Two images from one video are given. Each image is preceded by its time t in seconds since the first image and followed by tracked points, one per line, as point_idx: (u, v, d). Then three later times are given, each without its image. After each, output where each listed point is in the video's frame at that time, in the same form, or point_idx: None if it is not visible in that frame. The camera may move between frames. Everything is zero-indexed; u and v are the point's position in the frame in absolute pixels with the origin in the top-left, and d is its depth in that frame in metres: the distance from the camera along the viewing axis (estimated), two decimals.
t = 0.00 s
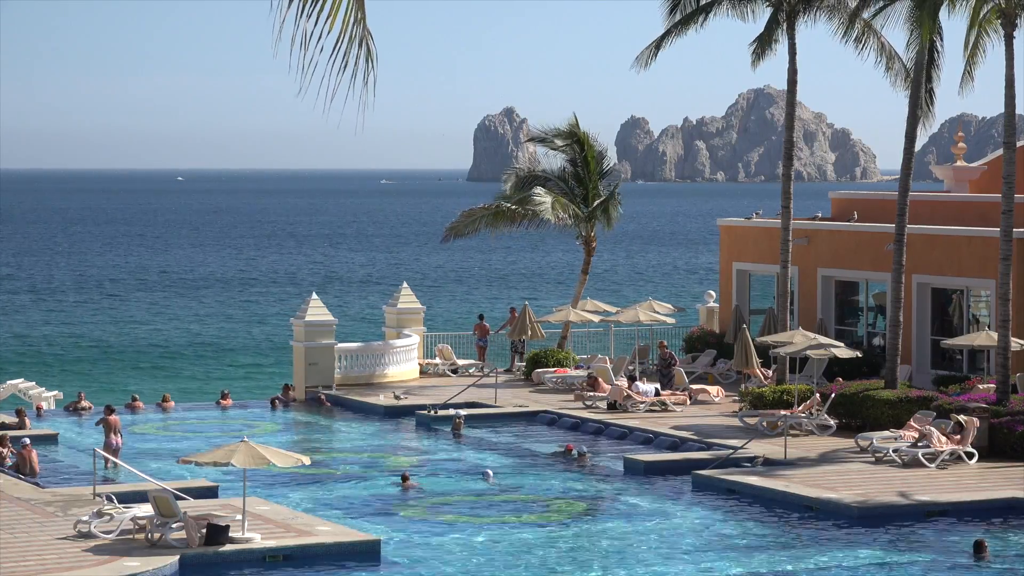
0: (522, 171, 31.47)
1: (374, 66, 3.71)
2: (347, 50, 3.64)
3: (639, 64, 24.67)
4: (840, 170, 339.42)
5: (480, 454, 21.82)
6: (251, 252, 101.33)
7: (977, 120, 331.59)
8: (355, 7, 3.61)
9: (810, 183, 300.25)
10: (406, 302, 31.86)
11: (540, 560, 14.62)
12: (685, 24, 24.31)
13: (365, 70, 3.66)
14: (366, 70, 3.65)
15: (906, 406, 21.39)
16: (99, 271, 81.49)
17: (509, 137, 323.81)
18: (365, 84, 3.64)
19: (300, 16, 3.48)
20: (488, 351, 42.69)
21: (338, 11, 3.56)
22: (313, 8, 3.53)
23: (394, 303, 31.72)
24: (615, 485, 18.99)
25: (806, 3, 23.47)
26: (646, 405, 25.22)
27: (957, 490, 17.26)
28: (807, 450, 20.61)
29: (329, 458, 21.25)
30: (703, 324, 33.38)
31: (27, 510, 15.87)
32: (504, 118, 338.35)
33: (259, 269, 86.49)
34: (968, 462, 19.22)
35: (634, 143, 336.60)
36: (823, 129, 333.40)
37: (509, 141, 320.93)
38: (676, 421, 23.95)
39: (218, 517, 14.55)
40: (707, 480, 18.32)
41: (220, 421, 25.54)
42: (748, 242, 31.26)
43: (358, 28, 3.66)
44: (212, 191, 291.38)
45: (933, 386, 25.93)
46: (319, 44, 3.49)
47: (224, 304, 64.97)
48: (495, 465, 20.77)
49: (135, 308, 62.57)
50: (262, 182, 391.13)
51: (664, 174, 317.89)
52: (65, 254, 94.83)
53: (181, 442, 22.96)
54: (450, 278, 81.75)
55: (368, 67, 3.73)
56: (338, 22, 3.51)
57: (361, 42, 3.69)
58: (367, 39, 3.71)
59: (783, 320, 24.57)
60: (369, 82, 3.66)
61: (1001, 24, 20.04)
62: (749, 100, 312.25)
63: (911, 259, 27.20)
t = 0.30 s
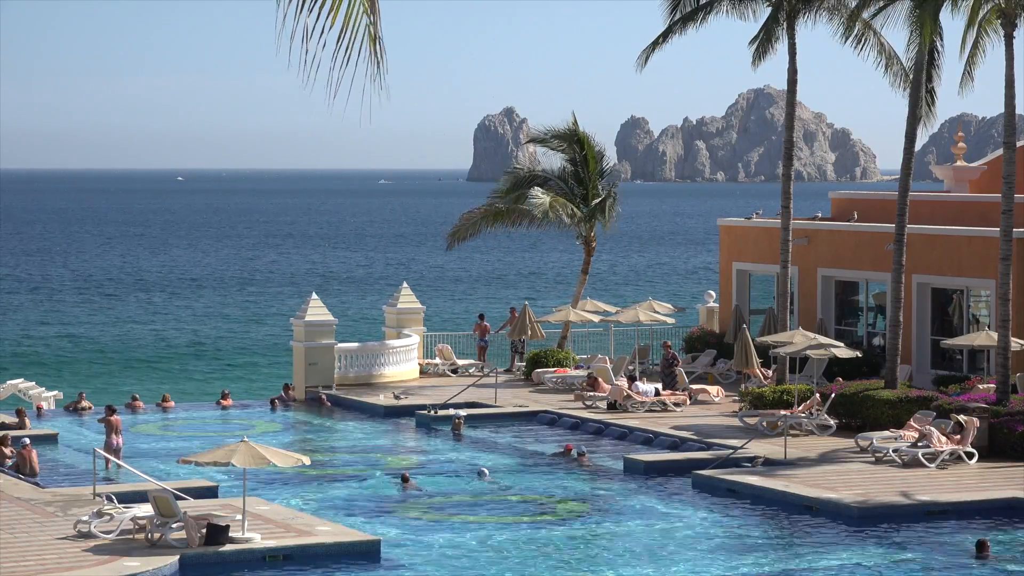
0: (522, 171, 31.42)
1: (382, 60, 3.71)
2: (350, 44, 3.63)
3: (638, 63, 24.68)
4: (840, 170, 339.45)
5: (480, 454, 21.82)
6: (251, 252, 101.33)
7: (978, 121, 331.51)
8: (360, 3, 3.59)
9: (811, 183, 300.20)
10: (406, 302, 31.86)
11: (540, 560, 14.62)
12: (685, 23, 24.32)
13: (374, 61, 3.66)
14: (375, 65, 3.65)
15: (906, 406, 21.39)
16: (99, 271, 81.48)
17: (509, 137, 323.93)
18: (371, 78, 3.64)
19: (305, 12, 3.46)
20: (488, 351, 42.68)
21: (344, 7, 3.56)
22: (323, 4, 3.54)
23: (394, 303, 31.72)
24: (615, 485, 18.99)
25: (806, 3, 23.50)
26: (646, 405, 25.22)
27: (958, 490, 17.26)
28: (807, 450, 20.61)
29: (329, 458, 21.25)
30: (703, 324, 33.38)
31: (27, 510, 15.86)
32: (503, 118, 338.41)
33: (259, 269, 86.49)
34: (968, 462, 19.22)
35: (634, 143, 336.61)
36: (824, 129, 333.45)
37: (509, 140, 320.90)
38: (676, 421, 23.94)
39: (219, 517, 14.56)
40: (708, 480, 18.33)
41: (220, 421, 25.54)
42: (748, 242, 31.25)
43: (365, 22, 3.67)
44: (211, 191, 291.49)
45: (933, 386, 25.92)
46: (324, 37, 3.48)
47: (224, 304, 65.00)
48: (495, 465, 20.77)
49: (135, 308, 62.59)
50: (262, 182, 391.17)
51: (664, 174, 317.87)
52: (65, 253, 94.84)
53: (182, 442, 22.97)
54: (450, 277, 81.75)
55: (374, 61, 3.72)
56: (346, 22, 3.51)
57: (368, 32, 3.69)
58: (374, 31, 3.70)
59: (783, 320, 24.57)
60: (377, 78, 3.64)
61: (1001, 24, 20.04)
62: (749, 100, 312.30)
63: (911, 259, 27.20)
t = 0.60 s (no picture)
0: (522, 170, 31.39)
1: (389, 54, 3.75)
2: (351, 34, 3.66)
3: (636, 59, 24.67)
4: (840, 170, 339.43)
5: (480, 454, 21.82)
6: (251, 253, 101.35)
7: (977, 121, 331.43)
8: None
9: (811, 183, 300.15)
10: (406, 302, 31.86)
11: (541, 560, 14.61)
12: (685, 21, 24.32)
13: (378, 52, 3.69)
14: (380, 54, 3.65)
15: (906, 406, 21.38)
16: (100, 271, 81.47)
17: (508, 137, 324.08)
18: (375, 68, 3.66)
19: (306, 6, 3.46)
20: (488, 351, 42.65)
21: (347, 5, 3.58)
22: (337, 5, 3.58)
23: (394, 303, 31.72)
24: (615, 485, 18.99)
25: (806, 2, 23.50)
26: (646, 405, 25.21)
27: (958, 489, 17.26)
28: (807, 450, 20.61)
29: (329, 458, 21.25)
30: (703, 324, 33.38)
31: (27, 510, 15.86)
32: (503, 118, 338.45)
33: (260, 269, 86.49)
34: (968, 462, 19.20)
35: (635, 143, 336.56)
36: (824, 129, 333.43)
37: (509, 140, 320.90)
38: (676, 421, 23.94)
39: (219, 517, 14.55)
40: (707, 480, 18.34)
41: (220, 421, 25.54)
42: (748, 242, 31.26)
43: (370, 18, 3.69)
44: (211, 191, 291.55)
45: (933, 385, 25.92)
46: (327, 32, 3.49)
47: (224, 304, 65.03)
48: (495, 464, 20.77)
49: (135, 308, 62.62)
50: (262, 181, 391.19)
51: (664, 174, 317.87)
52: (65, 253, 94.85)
53: (182, 442, 22.96)
54: (450, 277, 81.75)
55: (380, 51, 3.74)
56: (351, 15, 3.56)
57: (372, 24, 3.72)
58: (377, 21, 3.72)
59: (783, 320, 24.57)
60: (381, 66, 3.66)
61: (1001, 24, 20.03)
62: (749, 100, 312.24)
63: (911, 259, 27.20)
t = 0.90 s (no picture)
0: (522, 170, 31.35)
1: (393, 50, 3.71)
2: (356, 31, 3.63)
3: (637, 59, 24.66)
4: (841, 170, 339.40)
5: (480, 454, 21.81)
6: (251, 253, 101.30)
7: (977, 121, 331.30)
8: None
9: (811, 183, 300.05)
10: (406, 302, 31.85)
11: (540, 560, 14.62)
12: (685, 21, 24.32)
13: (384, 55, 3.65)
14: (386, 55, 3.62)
15: (906, 406, 21.37)
16: (99, 271, 81.42)
17: (508, 137, 324.15)
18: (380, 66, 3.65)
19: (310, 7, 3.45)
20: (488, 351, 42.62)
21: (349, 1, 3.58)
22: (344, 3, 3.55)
23: (394, 303, 31.71)
24: (615, 485, 18.98)
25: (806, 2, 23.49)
26: (646, 405, 25.20)
27: (958, 489, 17.25)
28: (807, 450, 20.60)
29: (329, 458, 21.25)
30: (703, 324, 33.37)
31: (27, 510, 15.86)
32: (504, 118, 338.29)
33: (259, 269, 86.47)
34: (967, 462, 19.20)
35: (635, 143, 336.50)
36: (823, 129, 333.43)
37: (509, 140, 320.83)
38: (676, 421, 23.93)
39: (219, 517, 14.55)
40: (708, 480, 18.34)
41: (220, 421, 25.54)
42: (748, 242, 31.26)
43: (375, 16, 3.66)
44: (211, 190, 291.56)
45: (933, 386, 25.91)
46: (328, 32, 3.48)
47: (224, 304, 65.03)
48: (494, 465, 20.76)
49: (135, 308, 62.63)
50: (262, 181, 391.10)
51: (664, 174, 317.75)
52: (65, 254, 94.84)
53: (182, 442, 22.96)
54: (450, 277, 81.72)
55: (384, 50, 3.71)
56: (356, 16, 3.53)
57: (375, 21, 3.68)
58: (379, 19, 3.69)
59: (783, 320, 24.57)
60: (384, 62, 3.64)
61: (1001, 25, 20.02)
62: (749, 100, 312.16)
63: (911, 259, 27.20)
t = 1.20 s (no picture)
0: (523, 169, 31.35)
1: (396, 51, 3.73)
2: (361, 34, 3.66)
3: (637, 60, 24.67)
4: (840, 170, 339.43)
5: (480, 454, 21.81)
6: (251, 253, 101.33)
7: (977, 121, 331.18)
8: None
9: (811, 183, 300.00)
10: (406, 302, 31.84)
11: (540, 560, 14.62)
12: (685, 22, 24.30)
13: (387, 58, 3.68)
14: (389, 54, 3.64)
15: (905, 406, 21.37)
16: (99, 271, 81.41)
17: (508, 138, 324.28)
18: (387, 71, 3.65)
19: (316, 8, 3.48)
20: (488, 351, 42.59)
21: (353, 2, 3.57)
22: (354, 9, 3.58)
23: (394, 303, 31.71)
24: (615, 485, 18.99)
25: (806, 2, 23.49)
26: (646, 405, 25.20)
27: (958, 489, 17.25)
28: (807, 450, 20.60)
29: (329, 458, 21.26)
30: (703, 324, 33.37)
31: (27, 510, 15.86)
32: (503, 118, 338.19)
33: (259, 269, 86.49)
34: (968, 462, 19.19)
35: (635, 143, 336.50)
36: (823, 129, 333.20)
37: (508, 140, 320.85)
38: (676, 421, 23.93)
39: (219, 517, 14.55)
40: (707, 480, 18.34)
41: (220, 421, 25.54)
42: (748, 242, 31.26)
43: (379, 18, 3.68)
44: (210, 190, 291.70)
45: (933, 386, 25.91)
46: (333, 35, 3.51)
47: (224, 304, 65.05)
48: (494, 465, 20.77)
49: (135, 308, 62.66)
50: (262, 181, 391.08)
51: (664, 174, 317.74)
52: (65, 254, 94.83)
53: (182, 442, 22.96)
54: (451, 278, 81.78)
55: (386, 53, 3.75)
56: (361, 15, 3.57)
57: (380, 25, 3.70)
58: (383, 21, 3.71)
59: (783, 320, 24.56)
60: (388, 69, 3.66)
61: (1001, 25, 20.02)
62: (749, 100, 312.18)
63: (911, 259, 27.20)
